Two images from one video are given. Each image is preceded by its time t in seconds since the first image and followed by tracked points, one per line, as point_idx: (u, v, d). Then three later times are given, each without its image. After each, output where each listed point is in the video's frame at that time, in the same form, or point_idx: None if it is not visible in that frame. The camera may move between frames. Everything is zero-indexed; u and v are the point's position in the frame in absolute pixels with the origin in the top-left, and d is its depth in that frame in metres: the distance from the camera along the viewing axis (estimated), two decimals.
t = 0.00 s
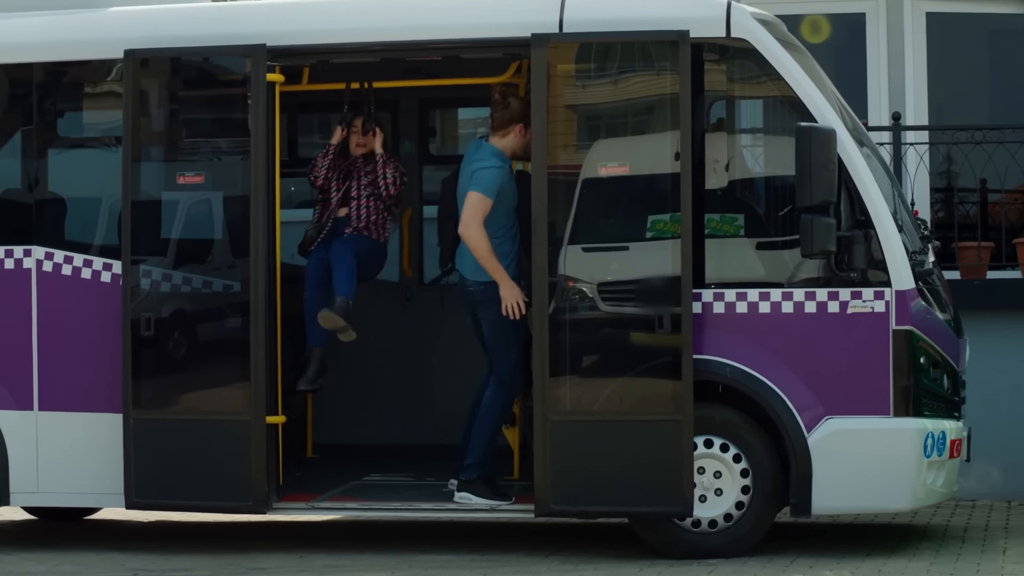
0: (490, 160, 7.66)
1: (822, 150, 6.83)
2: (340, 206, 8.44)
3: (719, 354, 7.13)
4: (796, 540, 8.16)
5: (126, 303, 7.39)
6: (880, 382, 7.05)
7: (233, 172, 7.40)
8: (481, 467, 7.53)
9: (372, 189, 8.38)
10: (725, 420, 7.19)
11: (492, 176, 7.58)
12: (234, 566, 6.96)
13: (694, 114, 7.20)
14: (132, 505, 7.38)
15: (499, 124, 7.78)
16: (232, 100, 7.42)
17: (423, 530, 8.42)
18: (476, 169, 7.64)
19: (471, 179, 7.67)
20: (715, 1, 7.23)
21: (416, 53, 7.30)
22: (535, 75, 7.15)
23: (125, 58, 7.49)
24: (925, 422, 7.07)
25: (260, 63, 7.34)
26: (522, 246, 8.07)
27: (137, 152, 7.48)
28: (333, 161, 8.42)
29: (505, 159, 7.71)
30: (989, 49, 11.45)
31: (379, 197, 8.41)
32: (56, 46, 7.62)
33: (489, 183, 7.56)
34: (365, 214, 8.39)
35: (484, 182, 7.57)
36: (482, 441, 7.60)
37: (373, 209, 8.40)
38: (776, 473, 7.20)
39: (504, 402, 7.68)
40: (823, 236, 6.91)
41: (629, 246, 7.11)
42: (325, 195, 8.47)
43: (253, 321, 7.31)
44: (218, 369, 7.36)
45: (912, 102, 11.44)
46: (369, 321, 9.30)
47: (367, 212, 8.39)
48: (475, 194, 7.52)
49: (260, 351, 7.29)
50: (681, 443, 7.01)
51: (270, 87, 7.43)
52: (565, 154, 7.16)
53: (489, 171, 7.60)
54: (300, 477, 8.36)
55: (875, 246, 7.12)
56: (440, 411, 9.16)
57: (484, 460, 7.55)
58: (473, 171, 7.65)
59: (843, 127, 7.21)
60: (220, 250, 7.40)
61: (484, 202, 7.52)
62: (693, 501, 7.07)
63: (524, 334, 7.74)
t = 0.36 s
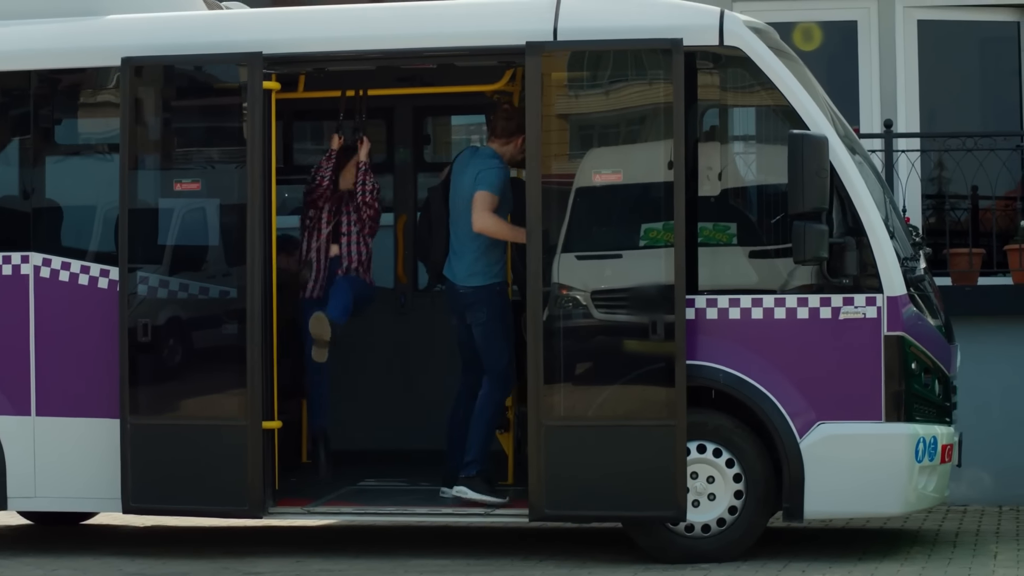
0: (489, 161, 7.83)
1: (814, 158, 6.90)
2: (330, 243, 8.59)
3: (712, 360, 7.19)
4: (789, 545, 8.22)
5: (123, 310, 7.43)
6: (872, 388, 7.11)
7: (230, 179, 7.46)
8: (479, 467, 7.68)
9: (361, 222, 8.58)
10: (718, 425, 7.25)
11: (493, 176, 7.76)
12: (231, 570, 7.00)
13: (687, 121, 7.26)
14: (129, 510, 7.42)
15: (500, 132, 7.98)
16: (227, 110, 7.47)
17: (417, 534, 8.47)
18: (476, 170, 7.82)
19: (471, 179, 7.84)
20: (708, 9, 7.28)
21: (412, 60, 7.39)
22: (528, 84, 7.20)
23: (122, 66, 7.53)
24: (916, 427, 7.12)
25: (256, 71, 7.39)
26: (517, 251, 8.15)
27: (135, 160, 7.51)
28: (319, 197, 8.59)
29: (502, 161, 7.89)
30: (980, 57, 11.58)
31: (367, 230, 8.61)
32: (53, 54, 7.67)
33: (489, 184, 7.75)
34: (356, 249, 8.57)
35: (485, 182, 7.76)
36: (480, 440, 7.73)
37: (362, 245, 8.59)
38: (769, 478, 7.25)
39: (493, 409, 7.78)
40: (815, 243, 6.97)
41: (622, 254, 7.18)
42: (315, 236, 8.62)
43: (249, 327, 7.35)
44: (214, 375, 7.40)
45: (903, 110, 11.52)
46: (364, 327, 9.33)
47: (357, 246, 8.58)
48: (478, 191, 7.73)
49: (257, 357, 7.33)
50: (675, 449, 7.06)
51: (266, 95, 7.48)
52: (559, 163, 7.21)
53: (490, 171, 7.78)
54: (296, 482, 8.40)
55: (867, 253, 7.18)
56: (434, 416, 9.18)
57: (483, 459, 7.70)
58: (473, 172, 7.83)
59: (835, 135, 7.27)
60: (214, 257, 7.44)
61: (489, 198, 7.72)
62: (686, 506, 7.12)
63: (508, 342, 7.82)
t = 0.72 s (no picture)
0: (490, 164, 7.95)
1: (805, 162, 6.96)
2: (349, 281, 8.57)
3: (703, 362, 7.24)
4: (779, 545, 8.28)
5: (118, 313, 7.48)
6: (862, 390, 7.18)
7: (225, 183, 7.50)
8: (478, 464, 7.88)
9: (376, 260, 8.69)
10: (709, 427, 7.31)
11: (493, 177, 7.87)
12: (225, 571, 7.04)
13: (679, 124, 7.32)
14: (125, 510, 7.46)
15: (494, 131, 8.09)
16: (220, 113, 7.52)
17: (411, 535, 8.51)
18: (478, 171, 7.94)
19: (472, 181, 7.97)
20: (699, 14, 7.35)
21: (407, 64, 7.43)
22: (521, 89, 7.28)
23: (118, 70, 7.58)
24: (906, 429, 7.19)
25: (251, 75, 7.44)
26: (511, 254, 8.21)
27: (130, 164, 7.56)
28: (329, 234, 8.64)
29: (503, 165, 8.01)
30: (969, 60, 11.69)
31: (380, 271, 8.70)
32: (49, 58, 7.71)
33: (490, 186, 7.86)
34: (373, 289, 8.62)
35: (486, 183, 7.87)
36: (480, 440, 7.90)
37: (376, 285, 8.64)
38: (759, 479, 7.31)
39: (494, 408, 7.92)
40: (806, 246, 7.07)
41: (613, 257, 7.23)
42: (330, 272, 8.56)
43: (244, 329, 7.40)
44: (209, 377, 7.44)
45: (892, 114, 11.60)
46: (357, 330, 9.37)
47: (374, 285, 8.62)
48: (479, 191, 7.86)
49: (251, 359, 7.38)
50: (666, 450, 7.12)
51: (261, 98, 7.53)
52: (551, 168, 7.28)
53: (491, 173, 7.90)
54: (290, 483, 8.44)
55: (857, 256, 7.24)
56: (425, 417, 9.21)
57: (481, 458, 7.90)
58: (475, 173, 7.95)
59: (826, 139, 7.33)
60: (206, 261, 7.48)
61: (493, 198, 7.84)
62: (678, 507, 7.18)
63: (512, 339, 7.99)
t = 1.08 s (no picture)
0: (491, 168, 7.96)
1: (795, 163, 7.02)
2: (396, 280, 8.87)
3: (695, 362, 7.31)
4: (769, 544, 8.36)
5: (113, 314, 7.52)
6: (853, 390, 7.24)
7: (219, 184, 7.54)
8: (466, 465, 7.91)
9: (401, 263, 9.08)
10: (700, 426, 7.38)
11: (488, 183, 7.90)
12: (220, 569, 7.09)
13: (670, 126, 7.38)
14: (120, 509, 7.50)
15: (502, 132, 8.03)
16: (212, 117, 7.57)
17: (404, 534, 8.57)
18: (475, 176, 7.97)
19: (471, 187, 8.01)
20: (691, 17, 7.42)
21: (401, 67, 7.48)
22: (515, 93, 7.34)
23: (114, 72, 7.63)
24: (895, 428, 7.26)
25: (247, 77, 7.49)
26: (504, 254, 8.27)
27: (126, 165, 7.62)
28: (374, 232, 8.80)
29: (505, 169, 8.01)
30: (958, 60, 11.73)
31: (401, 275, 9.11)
32: (45, 59, 7.76)
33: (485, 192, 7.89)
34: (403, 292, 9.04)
35: (482, 189, 7.91)
36: (467, 438, 7.94)
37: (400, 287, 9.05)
38: (750, 478, 7.37)
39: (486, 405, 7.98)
40: (796, 247, 7.12)
41: (605, 258, 7.29)
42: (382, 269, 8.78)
43: (239, 328, 7.44)
44: (204, 376, 7.49)
45: (882, 115, 11.68)
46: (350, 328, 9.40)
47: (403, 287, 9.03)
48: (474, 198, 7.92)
49: (247, 358, 7.42)
50: (659, 450, 7.18)
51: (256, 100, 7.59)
52: (544, 170, 7.34)
53: (486, 178, 7.92)
54: (284, 482, 8.48)
55: (847, 256, 7.31)
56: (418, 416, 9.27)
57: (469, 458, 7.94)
58: (473, 179, 7.99)
59: (816, 141, 7.40)
60: (199, 262, 7.53)
61: (489, 204, 7.89)
62: (669, 505, 7.24)
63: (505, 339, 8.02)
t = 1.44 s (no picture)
0: (438, 171, 7.99)
1: (777, 164, 7.09)
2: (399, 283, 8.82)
3: (677, 361, 7.39)
4: (751, 541, 8.43)
5: (100, 313, 7.57)
6: (833, 389, 7.32)
7: (206, 183, 7.59)
8: (435, 466, 7.83)
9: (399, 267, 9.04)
10: (682, 425, 7.45)
11: (436, 186, 7.92)
12: (206, 566, 7.14)
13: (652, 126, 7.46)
14: (108, 507, 7.54)
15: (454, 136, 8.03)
16: (196, 115, 7.62)
17: (389, 532, 8.62)
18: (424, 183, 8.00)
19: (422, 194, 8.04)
20: (674, 19, 7.48)
21: (386, 68, 7.53)
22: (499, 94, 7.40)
23: (101, 73, 7.67)
24: (876, 427, 7.34)
25: (233, 78, 7.55)
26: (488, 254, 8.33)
27: (113, 164, 7.66)
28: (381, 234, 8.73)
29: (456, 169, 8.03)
30: (939, 61, 11.81)
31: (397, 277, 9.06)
32: (32, 61, 7.80)
33: (433, 197, 7.90)
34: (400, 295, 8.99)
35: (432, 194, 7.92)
36: (431, 441, 7.90)
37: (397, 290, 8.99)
38: (732, 477, 7.45)
39: (439, 403, 7.91)
40: (778, 247, 7.20)
41: (587, 258, 7.36)
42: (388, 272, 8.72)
43: (225, 327, 7.49)
44: (190, 375, 7.53)
45: (864, 116, 11.77)
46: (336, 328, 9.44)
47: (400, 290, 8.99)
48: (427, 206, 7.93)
49: (233, 357, 7.47)
50: (641, 448, 7.25)
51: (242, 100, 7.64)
52: (528, 169, 7.39)
53: (434, 182, 7.95)
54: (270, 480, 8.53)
55: (829, 256, 7.39)
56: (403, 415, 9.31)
57: (438, 459, 7.85)
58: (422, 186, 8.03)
59: (797, 142, 7.46)
60: (183, 261, 7.58)
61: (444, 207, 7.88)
62: (652, 503, 7.31)
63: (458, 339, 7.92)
